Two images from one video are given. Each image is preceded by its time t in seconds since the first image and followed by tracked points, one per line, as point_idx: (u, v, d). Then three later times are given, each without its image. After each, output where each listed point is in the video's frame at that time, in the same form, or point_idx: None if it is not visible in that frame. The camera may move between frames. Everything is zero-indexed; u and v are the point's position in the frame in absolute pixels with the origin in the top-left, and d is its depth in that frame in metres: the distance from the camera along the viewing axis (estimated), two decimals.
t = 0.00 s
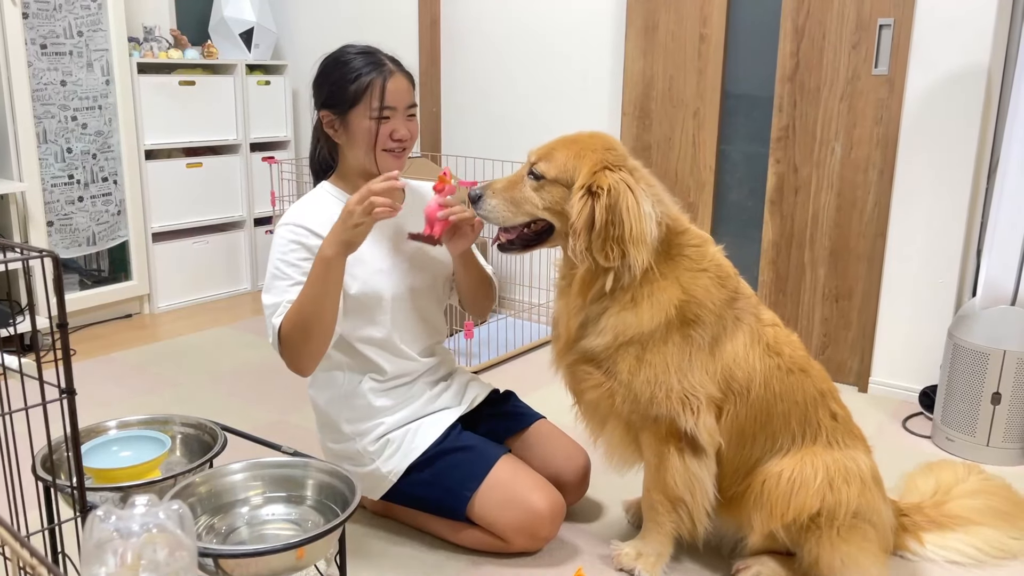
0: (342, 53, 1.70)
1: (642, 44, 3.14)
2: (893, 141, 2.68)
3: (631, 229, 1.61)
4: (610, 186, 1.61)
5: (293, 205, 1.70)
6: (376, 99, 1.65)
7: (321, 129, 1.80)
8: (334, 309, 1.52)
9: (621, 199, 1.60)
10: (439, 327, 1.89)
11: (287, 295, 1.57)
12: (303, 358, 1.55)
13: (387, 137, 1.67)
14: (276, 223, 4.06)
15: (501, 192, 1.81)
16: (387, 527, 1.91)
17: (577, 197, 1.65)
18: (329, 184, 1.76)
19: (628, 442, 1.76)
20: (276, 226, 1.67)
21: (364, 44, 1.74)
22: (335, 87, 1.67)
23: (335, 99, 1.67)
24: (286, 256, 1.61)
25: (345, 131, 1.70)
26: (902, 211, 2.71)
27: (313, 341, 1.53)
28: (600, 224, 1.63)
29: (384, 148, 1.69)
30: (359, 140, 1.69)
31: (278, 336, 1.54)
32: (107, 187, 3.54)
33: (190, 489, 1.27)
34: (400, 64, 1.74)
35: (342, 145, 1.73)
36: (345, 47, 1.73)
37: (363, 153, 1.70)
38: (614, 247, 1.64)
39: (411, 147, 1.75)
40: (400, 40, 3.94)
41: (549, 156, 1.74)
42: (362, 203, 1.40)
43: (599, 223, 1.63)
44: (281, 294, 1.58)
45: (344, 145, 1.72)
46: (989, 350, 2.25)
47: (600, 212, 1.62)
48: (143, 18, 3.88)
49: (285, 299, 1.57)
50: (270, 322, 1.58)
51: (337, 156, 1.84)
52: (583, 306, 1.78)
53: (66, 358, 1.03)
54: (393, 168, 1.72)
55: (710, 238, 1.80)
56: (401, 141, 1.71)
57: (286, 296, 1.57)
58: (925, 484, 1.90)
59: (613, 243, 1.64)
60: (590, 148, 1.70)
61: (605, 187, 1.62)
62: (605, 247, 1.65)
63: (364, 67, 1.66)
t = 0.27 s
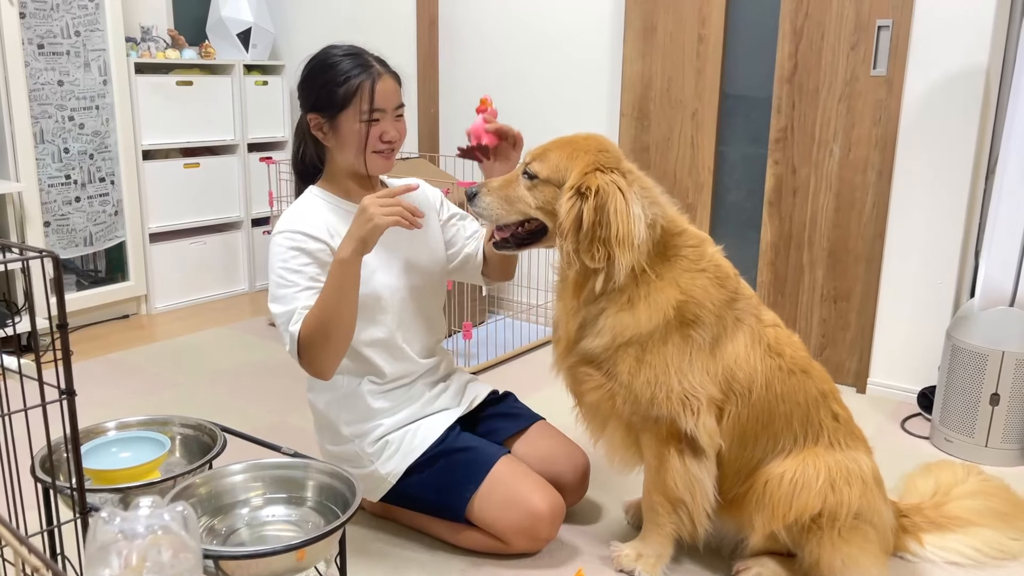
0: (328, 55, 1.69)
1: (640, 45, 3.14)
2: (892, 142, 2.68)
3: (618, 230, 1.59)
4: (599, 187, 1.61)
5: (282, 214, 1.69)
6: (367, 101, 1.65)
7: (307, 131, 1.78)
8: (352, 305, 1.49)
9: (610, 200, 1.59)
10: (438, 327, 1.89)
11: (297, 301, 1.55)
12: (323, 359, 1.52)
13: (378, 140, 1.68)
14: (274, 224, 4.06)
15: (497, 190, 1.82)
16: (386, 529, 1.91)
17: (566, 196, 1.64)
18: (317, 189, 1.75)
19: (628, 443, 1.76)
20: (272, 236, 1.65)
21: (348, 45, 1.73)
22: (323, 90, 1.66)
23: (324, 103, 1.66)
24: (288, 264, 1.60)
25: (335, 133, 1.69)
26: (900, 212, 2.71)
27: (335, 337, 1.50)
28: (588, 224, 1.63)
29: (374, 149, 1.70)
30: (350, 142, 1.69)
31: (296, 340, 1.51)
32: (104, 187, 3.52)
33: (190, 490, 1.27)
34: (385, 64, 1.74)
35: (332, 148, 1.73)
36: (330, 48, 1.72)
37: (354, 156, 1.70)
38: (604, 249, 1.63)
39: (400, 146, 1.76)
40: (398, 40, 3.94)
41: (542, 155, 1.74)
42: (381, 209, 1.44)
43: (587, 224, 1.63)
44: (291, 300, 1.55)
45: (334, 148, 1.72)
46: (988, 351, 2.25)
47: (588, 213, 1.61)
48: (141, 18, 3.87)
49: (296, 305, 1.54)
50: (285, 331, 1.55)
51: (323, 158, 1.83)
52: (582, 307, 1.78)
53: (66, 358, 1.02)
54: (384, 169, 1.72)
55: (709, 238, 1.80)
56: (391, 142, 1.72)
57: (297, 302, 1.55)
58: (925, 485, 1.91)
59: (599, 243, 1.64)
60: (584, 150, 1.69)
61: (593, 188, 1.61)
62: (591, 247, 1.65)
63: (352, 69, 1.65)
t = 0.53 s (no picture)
0: (322, 57, 1.68)
1: (638, 46, 3.15)
2: (890, 144, 2.69)
3: (609, 233, 1.60)
4: (594, 188, 1.61)
5: (278, 220, 1.67)
6: (363, 102, 1.65)
7: (302, 132, 1.78)
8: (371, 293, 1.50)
9: (604, 202, 1.60)
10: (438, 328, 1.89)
11: (307, 296, 1.52)
12: (341, 351, 1.49)
13: (375, 141, 1.68)
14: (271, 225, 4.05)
15: (495, 182, 1.82)
16: (386, 530, 1.90)
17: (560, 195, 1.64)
18: (312, 192, 1.74)
19: (627, 443, 1.76)
20: (271, 243, 1.63)
21: (342, 46, 1.72)
22: (318, 91, 1.66)
23: (320, 104, 1.66)
24: (290, 264, 1.57)
25: (331, 135, 1.69)
26: (898, 213, 2.72)
27: (355, 326, 1.49)
28: (581, 225, 1.63)
29: (371, 150, 1.70)
30: (346, 143, 1.69)
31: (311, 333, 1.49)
32: (101, 188, 3.51)
33: (191, 492, 1.26)
34: (380, 65, 1.74)
35: (327, 149, 1.73)
36: (324, 49, 1.71)
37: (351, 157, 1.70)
38: (594, 250, 1.64)
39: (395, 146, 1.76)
40: (395, 41, 3.94)
41: (543, 152, 1.74)
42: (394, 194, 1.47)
43: (579, 224, 1.62)
44: (300, 297, 1.52)
45: (330, 150, 1.72)
46: (985, 352, 2.26)
47: (581, 213, 1.61)
48: (137, 19, 3.87)
49: (305, 300, 1.51)
50: (298, 328, 1.51)
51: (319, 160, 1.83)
52: (580, 307, 1.78)
53: (68, 359, 1.02)
54: (380, 169, 1.72)
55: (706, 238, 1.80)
56: (387, 143, 1.72)
57: (306, 296, 1.52)
58: (923, 486, 1.91)
59: (591, 244, 1.64)
60: (583, 151, 1.69)
61: (588, 190, 1.61)
62: (583, 248, 1.65)
63: (348, 70, 1.65)
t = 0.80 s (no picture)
0: (320, 59, 1.68)
1: (636, 48, 3.15)
2: (886, 146, 2.70)
3: (602, 234, 1.61)
4: (592, 188, 1.62)
5: (275, 219, 1.65)
6: (364, 104, 1.65)
7: (300, 134, 1.78)
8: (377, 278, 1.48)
9: (599, 203, 1.60)
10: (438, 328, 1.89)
11: (310, 283, 1.49)
12: (349, 336, 1.44)
13: (374, 142, 1.69)
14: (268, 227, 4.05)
15: (500, 164, 1.84)
16: (386, 532, 1.90)
17: (558, 190, 1.66)
18: (309, 193, 1.74)
19: (627, 443, 1.77)
20: (270, 239, 1.60)
21: (340, 48, 1.72)
22: (318, 93, 1.65)
23: (319, 106, 1.66)
24: (291, 254, 1.54)
25: (330, 136, 1.69)
26: (895, 215, 2.73)
27: (360, 306, 1.44)
28: (576, 223, 1.64)
29: (370, 151, 1.71)
30: (346, 144, 1.69)
31: (316, 315, 1.44)
32: (97, 189, 3.50)
33: (193, 493, 1.26)
34: (378, 66, 1.74)
35: (326, 150, 1.73)
36: (322, 51, 1.71)
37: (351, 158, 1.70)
38: (582, 250, 1.66)
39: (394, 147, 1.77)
40: (392, 43, 3.94)
41: (550, 144, 1.75)
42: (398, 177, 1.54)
43: (573, 222, 1.64)
44: (302, 285, 1.49)
45: (330, 151, 1.71)
46: (982, 353, 2.27)
47: (576, 211, 1.62)
48: (133, 20, 3.86)
49: (308, 287, 1.48)
50: (300, 315, 1.46)
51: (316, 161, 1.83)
52: (578, 306, 1.78)
53: (70, 361, 1.02)
54: (380, 171, 1.74)
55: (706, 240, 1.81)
56: (386, 144, 1.73)
57: (309, 283, 1.49)
58: (922, 486, 1.92)
59: (582, 243, 1.66)
60: (588, 150, 1.70)
61: (586, 189, 1.62)
62: (572, 244, 1.68)
63: (347, 72, 1.65)
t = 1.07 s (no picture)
0: (319, 60, 1.67)
1: (632, 50, 3.16)
2: (883, 148, 2.71)
3: (605, 232, 1.62)
4: (597, 186, 1.62)
5: (274, 223, 1.64)
6: (365, 103, 1.65)
7: (300, 135, 1.77)
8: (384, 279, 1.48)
9: (604, 202, 1.61)
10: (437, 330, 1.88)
11: (315, 285, 1.48)
12: (358, 336, 1.44)
13: (375, 141, 1.68)
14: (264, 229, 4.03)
15: (510, 149, 1.85)
16: (385, 535, 1.90)
17: (563, 185, 1.66)
18: (307, 197, 1.73)
19: (626, 444, 1.77)
20: (271, 243, 1.59)
21: (339, 49, 1.72)
22: (317, 94, 1.65)
23: (319, 107, 1.65)
24: (294, 257, 1.53)
25: (331, 137, 1.68)
26: (891, 216, 2.74)
27: (370, 307, 1.45)
28: (577, 220, 1.64)
29: (371, 151, 1.70)
30: (347, 144, 1.68)
31: (324, 317, 1.43)
32: (92, 192, 3.49)
33: (194, 497, 1.25)
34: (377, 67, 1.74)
35: (327, 151, 1.72)
36: (320, 53, 1.70)
37: (351, 158, 1.69)
38: (583, 246, 1.66)
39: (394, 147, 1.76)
40: (388, 45, 3.94)
41: (562, 137, 1.76)
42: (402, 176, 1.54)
43: (575, 219, 1.64)
44: (307, 287, 1.48)
45: (330, 152, 1.71)
46: (979, 354, 2.27)
47: (579, 207, 1.62)
48: (128, 22, 3.85)
49: (314, 289, 1.47)
50: (307, 317, 1.45)
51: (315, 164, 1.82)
52: (577, 305, 1.78)
53: (71, 364, 1.01)
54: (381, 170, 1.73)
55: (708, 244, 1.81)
56: (386, 144, 1.72)
57: (314, 285, 1.48)
58: (921, 487, 1.92)
59: (582, 240, 1.66)
60: (597, 149, 1.70)
61: (592, 186, 1.62)
62: (573, 241, 1.68)
63: (347, 73, 1.65)
